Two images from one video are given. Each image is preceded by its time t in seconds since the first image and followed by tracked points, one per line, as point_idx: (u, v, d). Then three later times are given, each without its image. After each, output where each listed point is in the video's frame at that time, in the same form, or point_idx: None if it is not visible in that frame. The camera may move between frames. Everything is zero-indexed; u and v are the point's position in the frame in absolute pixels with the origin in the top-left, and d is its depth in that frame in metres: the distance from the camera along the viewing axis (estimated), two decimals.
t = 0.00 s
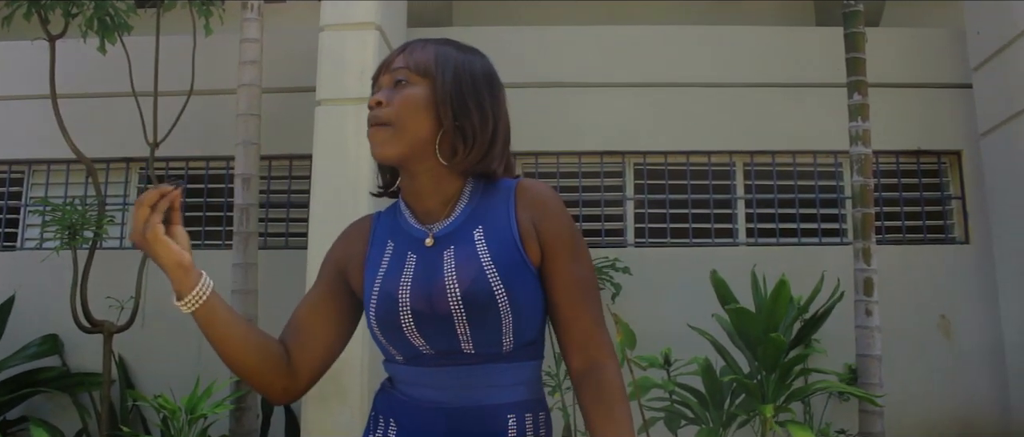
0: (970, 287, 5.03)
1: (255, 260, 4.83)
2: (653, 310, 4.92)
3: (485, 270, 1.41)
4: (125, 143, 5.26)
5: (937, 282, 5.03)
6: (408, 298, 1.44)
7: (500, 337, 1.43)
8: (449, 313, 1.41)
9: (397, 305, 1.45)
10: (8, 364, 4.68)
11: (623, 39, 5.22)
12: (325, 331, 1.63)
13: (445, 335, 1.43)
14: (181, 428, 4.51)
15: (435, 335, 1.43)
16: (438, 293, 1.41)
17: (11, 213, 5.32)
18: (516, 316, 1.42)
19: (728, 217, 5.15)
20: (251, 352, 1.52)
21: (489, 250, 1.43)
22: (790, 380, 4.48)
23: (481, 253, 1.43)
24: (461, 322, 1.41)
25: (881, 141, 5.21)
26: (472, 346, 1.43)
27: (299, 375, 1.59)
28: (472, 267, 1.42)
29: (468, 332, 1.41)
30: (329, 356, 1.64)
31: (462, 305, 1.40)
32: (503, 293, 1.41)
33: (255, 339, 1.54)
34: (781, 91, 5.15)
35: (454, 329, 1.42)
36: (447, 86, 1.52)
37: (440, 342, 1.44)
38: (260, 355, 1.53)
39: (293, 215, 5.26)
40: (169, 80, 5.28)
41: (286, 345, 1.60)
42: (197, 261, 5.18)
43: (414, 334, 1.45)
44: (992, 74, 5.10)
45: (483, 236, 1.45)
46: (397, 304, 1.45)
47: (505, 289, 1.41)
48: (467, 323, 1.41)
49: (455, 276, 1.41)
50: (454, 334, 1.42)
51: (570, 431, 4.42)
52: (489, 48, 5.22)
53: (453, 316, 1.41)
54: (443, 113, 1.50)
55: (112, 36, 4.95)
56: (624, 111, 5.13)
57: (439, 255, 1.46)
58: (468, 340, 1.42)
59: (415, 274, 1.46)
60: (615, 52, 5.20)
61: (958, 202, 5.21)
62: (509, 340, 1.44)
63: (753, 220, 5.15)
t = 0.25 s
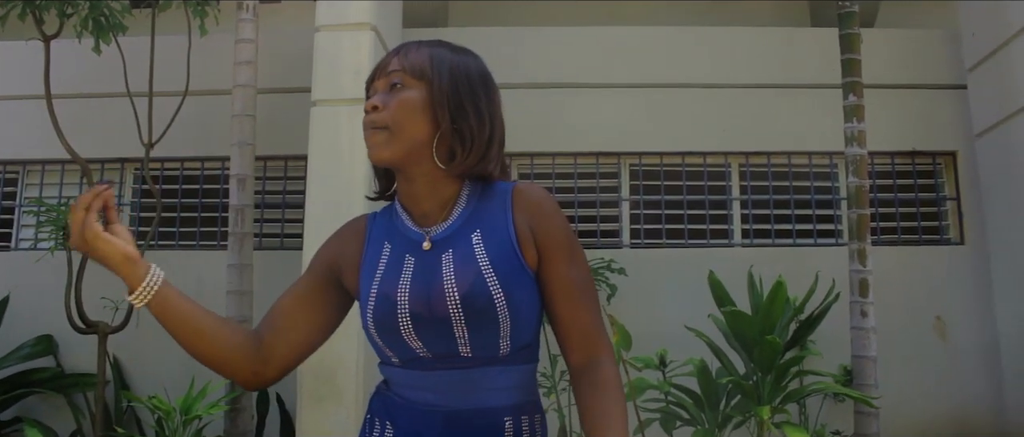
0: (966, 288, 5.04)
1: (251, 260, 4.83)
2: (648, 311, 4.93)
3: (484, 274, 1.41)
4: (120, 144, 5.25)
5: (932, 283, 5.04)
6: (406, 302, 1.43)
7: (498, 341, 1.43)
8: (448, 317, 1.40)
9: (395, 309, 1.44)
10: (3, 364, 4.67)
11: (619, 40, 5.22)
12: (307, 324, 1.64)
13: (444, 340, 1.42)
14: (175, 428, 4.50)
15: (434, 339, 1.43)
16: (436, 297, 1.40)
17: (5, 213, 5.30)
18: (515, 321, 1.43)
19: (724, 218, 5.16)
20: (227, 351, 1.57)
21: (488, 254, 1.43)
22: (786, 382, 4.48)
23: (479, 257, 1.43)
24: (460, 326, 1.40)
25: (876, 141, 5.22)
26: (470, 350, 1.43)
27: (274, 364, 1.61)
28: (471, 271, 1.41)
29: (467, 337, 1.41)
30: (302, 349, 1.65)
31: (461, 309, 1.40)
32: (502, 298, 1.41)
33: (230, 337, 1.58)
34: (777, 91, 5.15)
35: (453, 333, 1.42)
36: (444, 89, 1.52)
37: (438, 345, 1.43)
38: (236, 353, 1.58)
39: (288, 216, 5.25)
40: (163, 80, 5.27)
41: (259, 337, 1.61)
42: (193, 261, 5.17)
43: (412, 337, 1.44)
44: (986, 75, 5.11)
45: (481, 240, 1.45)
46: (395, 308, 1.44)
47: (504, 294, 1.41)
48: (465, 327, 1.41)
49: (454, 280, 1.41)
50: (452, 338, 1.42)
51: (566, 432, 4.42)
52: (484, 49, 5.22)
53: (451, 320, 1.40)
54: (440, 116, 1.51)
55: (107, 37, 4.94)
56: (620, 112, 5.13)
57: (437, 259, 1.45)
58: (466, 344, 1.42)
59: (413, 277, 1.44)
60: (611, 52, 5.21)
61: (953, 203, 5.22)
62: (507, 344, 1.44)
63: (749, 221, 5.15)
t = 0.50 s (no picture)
0: (976, 288, 5.01)
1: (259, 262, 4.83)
2: (657, 312, 4.91)
3: (492, 279, 1.40)
4: (129, 146, 5.27)
5: (943, 283, 5.01)
6: (414, 304, 1.42)
7: (505, 347, 1.42)
8: (456, 322, 1.40)
9: (402, 310, 1.43)
10: (14, 366, 4.69)
11: (627, 40, 5.20)
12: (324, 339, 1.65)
13: (451, 343, 1.41)
14: (186, 430, 4.51)
15: (441, 342, 1.42)
16: (445, 301, 1.40)
17: (15, 216, 5.32)
18: (523, 327, 1.42)
19: (733, 218, 5.15)
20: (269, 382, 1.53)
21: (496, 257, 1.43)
22: (796, 383, 4.46)
23: (488, 262, 1.42)
24: (468, 330, 1.40)
25: (885, 141, 5.19)
26: (476, 354, 1.42)
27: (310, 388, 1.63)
28: (480, 275, 1.41)
29: (474, 341, 1.41)
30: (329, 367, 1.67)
31: (470, 314, 1.39)
32: (510, 303, 1.40)
33: (270, 367, 1.54)
34: (785, 91, 5.13)
35: (460, 337, 1.41)
36: (450, 89, 1.50)
37: (445, 349, 1.43)
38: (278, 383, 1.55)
39: (297, 218, 5.26)
40: (172, 82, 5.29)
41: (295, 362, 1.62)
42: (201, 263, 5.18)
43: (419, 340, 1.43)
44: (996, 74, 5.08)
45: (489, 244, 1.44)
46: (403, 310, 1.43)
47: (512, 299, 1.41)
48: (473, 331, 1.40)
49: (462, 285, 1.40)
50: (459, 342, 1.41)
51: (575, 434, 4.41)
52: (492, 50, 5.22)
53: (459, 324, 1.40)
54: (446, 115, 1.49)
55: (115, 40, 4.96)
56: (628, 112, 5.12)
57: (445, 261, 1.44)
58: (473, 348, 1.42)
59: (420, 280, 1.43)
60: (618, 53, 5.19)
61: (964, 203, 5.19)
62: (514, 350, 1.43)
63: (758, 221, 5.13)
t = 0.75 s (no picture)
0: (1011, 279, 4.92)
1: (286, 267, 4.85)
2: (686, 309, 4.88)
3: (520, 271, 1.54)
4: (155, 155, 5.32)
5: (976, 274, 4.93)
6: (443, 299, 1.54)
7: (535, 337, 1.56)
8: (486, 313, 1.53)
9: (432, 306, 1.55)
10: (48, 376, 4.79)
11: (648, 36, 5.18)
12: (371, 347, 1.74)
13: (479, 334, 1.54)
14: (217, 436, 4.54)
15: (469, 334, 1.55)
16: (475, 294, 1.53)
17: (46, 226, 5.38)
18: (552, 316, 1.56)
19: (760, 213, 5.11)
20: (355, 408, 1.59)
21: (523, 252, 1.56)
22: (828, 378, 4.42)
23: (515, 255, 1.56)
24: (497, 320, 1.53)
25: (914, 132, 5.13)
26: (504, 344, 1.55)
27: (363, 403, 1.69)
28: (508, 269, 1.54)
29: (504, 332, 1.54)
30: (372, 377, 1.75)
31: (500, 305, 1.53)
32: (539, 293, 1.54)
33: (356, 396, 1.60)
34: (810, 84, 5.08)
35: (489, 327, 1.54)
36: (468, 90, 1.63)
37: (473, 340, 1.56)
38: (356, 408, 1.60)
39: (323, 222, 5.28)
40: (196, 90, 5.32)
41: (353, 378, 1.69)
42: (229, 269, 5.22)
43: (448, 334, 1.56)
44: None
45: (516, 239, 1.58)
46: (433, 305, 1.55)
47: (540, 289, 1.54)
48: (503, 321, 1.54)
49: (491, 278, 1.53)
50: (488, 333, 1.55)
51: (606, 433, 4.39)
52: (513, 51, 5.21)
53: (489, 315, 1.53)
54: (468, 114, 1.63)
55: (140, 50, 5.01)
56: (651, 109, 5.10)
57: (473, 256, 1.58)
58: (502, 339, 1.55)
59: (450, 276, 1.56)
60: (639, 50, 5.17)
61: (995, 192, 5.10)
62: (543, 340, 1.57)
63: (785, 216, 5.09)
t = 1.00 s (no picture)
0: None
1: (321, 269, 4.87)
2: (723, 308, 4.84)
3: (559, 261, 1.61)
4: (192, 160, 5.37)
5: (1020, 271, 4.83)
6: (481, 287, 1.61)
7: (572, 329, 1.62)
8: (524, 302, 1.59)
9: (470, 293, 1.62)
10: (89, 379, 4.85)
11: (680, 34, 5.14)
12: (401, 342, 1.79)
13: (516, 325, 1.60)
14: None
15: (506, 324, 1.61)
16: (514, 284, 1.60)
17: (85, 232, 5.44)
18: (589, 308, 1.62)
19: (797, 211, 5.04)
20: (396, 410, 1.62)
21: (560, 243, 1.64)
22: (869, 378, 4.35)
23: (554, 246, 1.63)
24: (535, 309, 1.60)
25: (954, 127, 5.04)
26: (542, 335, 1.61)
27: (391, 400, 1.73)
28: (545, 260, 1.61)
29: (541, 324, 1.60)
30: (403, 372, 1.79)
31: (539, 294, 1.59)
32: (578, 284, 1.60)
33: (397, 398, 1.63)
34: (846, 79, 5.01)
35: (527, 317, 1.61)
36: (498, 90, 1.70)
37: (512, 331, 1.62)
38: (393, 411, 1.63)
39: (358, 224, 5.29)
40: (230, 95, 5.36)
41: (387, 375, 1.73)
42: (265, 272, 5.26)
43: (485, 324, 1.62)
44: None
45: (554, 232, 1.65)
46: (471, 292, 1.62)
47: (578, 279, 1.61)
48: (541, 311, 1.60)
49: (531, 268, 1.60)
50: (525, 324, 1.61)
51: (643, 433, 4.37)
52: (545, 51, 5.21)
53: (527, 303, 1.60)
54: (501, 114, 1.69)
55: (174, 55, 5.04)
56: (684, 106, 5.06)
57: (511, 248, 1.65)
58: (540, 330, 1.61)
59: (487, 265, 1.64)
60: (672, 48, 5.13)
61: None
62: (580, 333, 1.63)
63: (823, 213, 5.02)
